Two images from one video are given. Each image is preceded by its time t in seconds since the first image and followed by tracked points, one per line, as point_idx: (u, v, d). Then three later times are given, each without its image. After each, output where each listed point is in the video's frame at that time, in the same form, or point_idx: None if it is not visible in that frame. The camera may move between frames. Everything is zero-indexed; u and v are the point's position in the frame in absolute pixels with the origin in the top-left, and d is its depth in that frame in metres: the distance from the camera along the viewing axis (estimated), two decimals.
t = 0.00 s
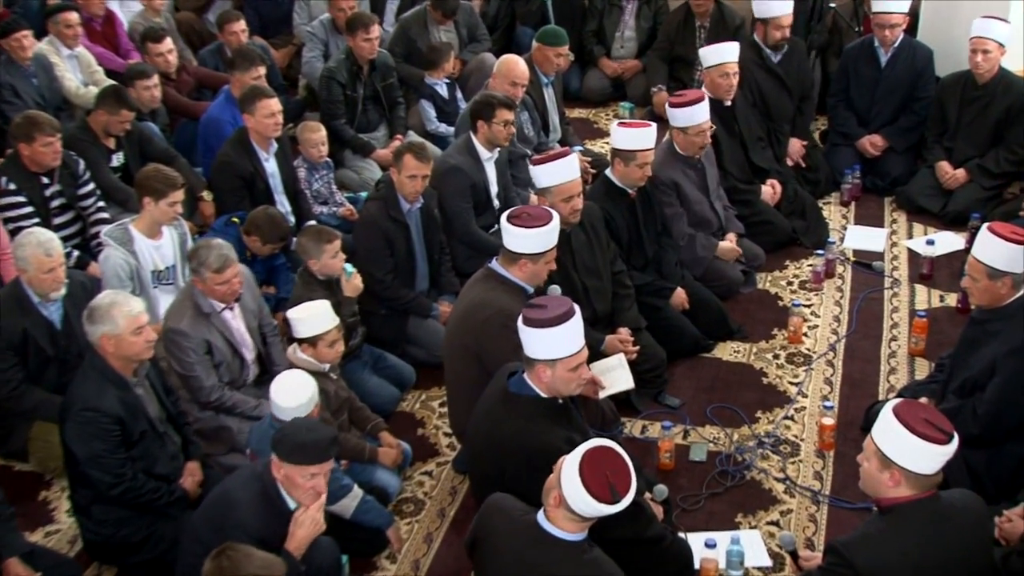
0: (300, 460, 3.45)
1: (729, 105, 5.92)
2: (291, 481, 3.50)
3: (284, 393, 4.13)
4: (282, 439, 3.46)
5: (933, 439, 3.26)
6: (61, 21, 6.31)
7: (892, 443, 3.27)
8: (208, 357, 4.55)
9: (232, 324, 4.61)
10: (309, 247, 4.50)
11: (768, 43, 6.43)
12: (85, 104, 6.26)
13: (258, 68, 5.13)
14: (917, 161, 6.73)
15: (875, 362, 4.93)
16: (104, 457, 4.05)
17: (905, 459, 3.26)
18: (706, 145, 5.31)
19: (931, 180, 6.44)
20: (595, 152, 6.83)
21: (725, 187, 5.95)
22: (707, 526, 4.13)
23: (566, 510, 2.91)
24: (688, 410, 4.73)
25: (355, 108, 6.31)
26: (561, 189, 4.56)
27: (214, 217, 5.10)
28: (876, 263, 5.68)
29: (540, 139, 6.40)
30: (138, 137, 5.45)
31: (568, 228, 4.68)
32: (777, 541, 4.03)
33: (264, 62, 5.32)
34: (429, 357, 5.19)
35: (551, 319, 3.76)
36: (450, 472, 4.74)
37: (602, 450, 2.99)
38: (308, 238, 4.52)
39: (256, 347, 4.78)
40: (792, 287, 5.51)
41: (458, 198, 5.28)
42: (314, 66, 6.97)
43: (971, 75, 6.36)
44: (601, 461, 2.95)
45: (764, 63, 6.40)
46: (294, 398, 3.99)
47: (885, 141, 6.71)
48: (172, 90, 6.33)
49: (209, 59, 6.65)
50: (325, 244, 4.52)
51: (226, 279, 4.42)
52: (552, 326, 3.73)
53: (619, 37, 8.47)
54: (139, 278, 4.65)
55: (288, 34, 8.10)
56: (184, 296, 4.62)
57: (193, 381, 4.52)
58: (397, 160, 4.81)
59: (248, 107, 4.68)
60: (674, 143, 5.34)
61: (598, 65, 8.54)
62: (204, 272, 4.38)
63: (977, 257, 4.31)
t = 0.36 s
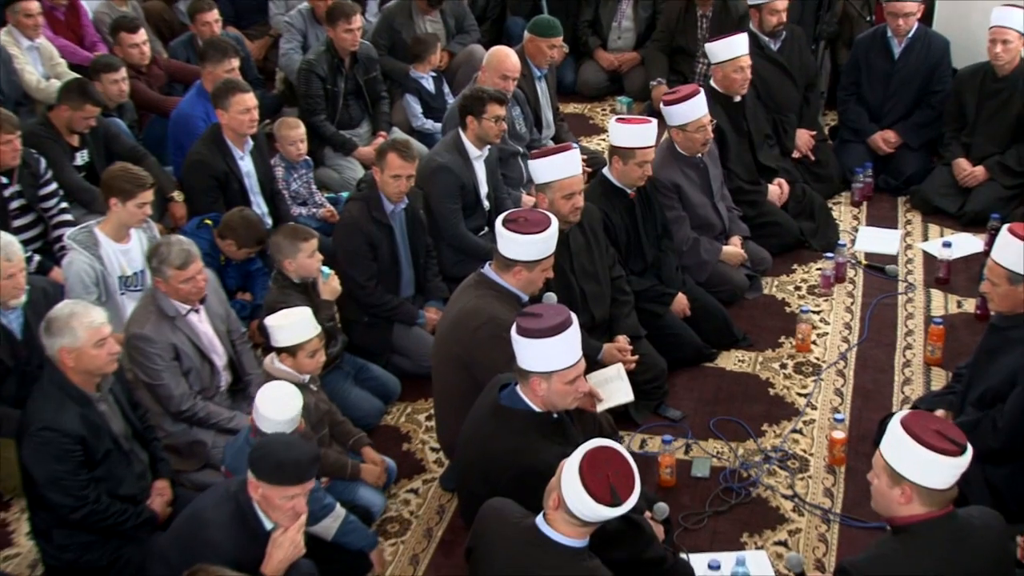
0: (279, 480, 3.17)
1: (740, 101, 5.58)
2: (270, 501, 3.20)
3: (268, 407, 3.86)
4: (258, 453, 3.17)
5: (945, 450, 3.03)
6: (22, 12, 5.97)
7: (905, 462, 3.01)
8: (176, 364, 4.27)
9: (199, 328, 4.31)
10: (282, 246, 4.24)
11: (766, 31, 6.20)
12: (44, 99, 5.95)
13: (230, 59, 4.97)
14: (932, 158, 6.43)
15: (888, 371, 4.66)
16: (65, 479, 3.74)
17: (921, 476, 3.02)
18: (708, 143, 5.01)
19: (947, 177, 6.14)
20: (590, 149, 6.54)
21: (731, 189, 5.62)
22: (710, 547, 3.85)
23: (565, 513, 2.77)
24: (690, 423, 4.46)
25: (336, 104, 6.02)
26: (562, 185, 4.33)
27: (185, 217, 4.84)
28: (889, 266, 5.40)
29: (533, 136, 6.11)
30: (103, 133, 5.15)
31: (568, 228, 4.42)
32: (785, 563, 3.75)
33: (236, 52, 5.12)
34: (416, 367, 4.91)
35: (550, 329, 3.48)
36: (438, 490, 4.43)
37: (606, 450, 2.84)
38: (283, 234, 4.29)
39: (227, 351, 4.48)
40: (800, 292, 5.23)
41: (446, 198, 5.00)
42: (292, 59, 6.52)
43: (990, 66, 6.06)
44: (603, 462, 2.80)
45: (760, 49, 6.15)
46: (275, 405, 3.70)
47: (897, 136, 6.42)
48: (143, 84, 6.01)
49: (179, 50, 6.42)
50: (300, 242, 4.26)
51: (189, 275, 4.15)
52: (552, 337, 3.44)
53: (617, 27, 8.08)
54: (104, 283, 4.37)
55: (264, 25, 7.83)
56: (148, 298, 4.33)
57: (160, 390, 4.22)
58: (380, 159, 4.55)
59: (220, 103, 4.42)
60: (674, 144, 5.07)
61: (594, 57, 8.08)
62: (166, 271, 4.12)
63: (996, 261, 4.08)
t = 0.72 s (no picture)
0: (276, 522, 2.91)
1: (751, 99, 5.32)
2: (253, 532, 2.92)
3: (248, 422, 3.60)
4: (250, 487, 2.90)
5: (940, 456, 2.92)
6: None
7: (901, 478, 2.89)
8: (146, 375, 3.97)
9: (171, 338, 4.04)
10: (251, 240, 4.04)
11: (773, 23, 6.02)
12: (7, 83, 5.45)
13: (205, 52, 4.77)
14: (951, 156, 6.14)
15: (906, 383, 4.40)
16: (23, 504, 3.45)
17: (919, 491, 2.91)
18: (714, 139, 4.76)
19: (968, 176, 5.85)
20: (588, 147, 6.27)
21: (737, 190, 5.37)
22: (717, 571, 3.59)
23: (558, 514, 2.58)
24: (695, 438, 4.20)
25: (317, 100, 5.76)
26: (568, 182, 4.06)
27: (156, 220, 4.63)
28: (907, 271, 5.14)
29: (527, 135, 5.84)
30: (67, 129, 4.88)
31: (567, 230, 4.15)
32: None
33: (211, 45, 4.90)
34: (403, 379, 4.63)
35: (547, 335, 3.22)
36: (426, 510, 4.14)
37: (600, 449, 2.67)
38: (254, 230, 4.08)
39: (201, 364, 4.20)
40: (811, 299, 4.97)
41: (433, 200, 4.74)
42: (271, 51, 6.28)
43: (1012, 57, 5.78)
44: (597, 460, 2.62)
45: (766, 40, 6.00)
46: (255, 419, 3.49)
47: (915, 133, 6.13)
48: (112, 78, 5.72)
49: (148, 41, 6.07)
50: (269, 232, 4.04)
51: (166, 279, 3.90)
52: (547, 344, 3.19)
53: (616, 17, 7.64)
54: (69, 290, 4.10)
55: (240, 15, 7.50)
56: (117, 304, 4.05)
57: (128, 403, 3.92)
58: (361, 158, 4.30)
59: (194, 98, 4.23)
60: (677, 141, 4.82)
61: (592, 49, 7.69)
62: (140, 273, 3.85)
63: (1019, 265, 3.81)
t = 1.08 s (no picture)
0: (253, 546, 2.75)
1: (757, 92, 5.11)
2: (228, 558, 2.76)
3: (219, 437, 3.35)
4: (230, 510, 2.74)
5: (954, 473, 2.79)
6: None
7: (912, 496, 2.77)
8: (122, 389, 3.68)
9: (149, 351, 3.76)
10: (222, 247, 3.79)
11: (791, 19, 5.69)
12: None
13: (175, 44, 4.58)
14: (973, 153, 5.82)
15: (924, 396, 4.15)
16: None
17: (932, 508, 2.80)
18: (720, 132, 4.53)
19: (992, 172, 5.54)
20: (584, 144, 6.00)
21: (746, 190, 5.12)
22: None
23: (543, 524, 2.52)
24: (700, 454, 3.95)
25: (294, 94, 5.51)
26: (564, 182, 3.81)
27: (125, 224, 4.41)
28: (925, 275, 4.88)
29: (522, 133, 5.57)
30: (31, 126, 4.62)
31: (560, 233, 3.91)
32: None
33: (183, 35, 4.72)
34: (390, 392, 4.37)
35: (540, 338, 3.00)
36: (414, 531, 3.86)
37: (584, 453, 2.59)
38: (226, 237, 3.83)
39: (179, 381, 3.90)
40: (823, 307, 4.72)
41: (418, 200, 4.49)
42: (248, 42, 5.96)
43: None
44: (579, 465, 2.55)
45: (779, 38, 5.71)
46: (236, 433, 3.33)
47: (935, 128, 5.83)
48: (77, 71, 5.42)
49: (115, 31, 5.83)
50: (240, 239, 3.80)
51: (149, 286, 3.65)
52: (542, 347, 2.98)
53: (615, 6, 7.32)
54: (34, 298, 3.82)
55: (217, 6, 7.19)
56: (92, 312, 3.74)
57: (103, 418, 3.63)
58: (335, 156, 4.10)
59: (165, 93, 4.01)
60: (681, 135, 4.58)
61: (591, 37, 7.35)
62: (122, 281, 3.59)
63: None
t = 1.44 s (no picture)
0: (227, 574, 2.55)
1: (760, 83, 4.86)
2: None
3: (194, 450, 3.07)
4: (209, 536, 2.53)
5: (976, 492, 2.56)
6: None
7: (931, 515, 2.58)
8: (89, 406, 3.41)
9: (120, 366, 3.49)
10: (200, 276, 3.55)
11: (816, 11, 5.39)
12: None
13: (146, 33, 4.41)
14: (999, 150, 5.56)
15: (947, 409, 3.92)
16: None
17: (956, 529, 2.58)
18: (728, 124, 4.31)
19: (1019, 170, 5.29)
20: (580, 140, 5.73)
21: (754, 188, 4.88)
22: None
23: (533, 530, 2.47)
24: (708, 472, 3.70)
25: (275, 88, 5.28)
26: (555, 187, 3.58)
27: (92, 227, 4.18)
28: (947, 281, 4.63)
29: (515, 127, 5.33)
30: None
31: (554, 238, 3.66)
32: None
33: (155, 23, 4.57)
34: (378, 406, 4.11)
35: (535, 341, 2.80)
36: (402, 556, 3.59)
37: (567, 455, 2.53)
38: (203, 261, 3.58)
39: (151, 396, 3.63)
40: (840, 315, 4.47)
41: (407, 200, 4.24)
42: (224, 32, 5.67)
43: None
44: (556, 465, 2.50)
45: (800, 27, 5.39)
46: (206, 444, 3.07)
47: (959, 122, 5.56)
48: (40, 62, 5.13)
49: (81, 20, 5.59)
50: (223, 272, 3.54)
51: (121, 298, 3.37)
52: (538, 350, 2.78)
53: None
54: None
55: None
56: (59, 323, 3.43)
57: (69, 439, 3.37)
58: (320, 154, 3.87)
59: (136, 86, 3.87)
60: (686, 129, 4.35)
61: (589, 27, 7.03)
62: (93, 292, 3.32)
63: None
